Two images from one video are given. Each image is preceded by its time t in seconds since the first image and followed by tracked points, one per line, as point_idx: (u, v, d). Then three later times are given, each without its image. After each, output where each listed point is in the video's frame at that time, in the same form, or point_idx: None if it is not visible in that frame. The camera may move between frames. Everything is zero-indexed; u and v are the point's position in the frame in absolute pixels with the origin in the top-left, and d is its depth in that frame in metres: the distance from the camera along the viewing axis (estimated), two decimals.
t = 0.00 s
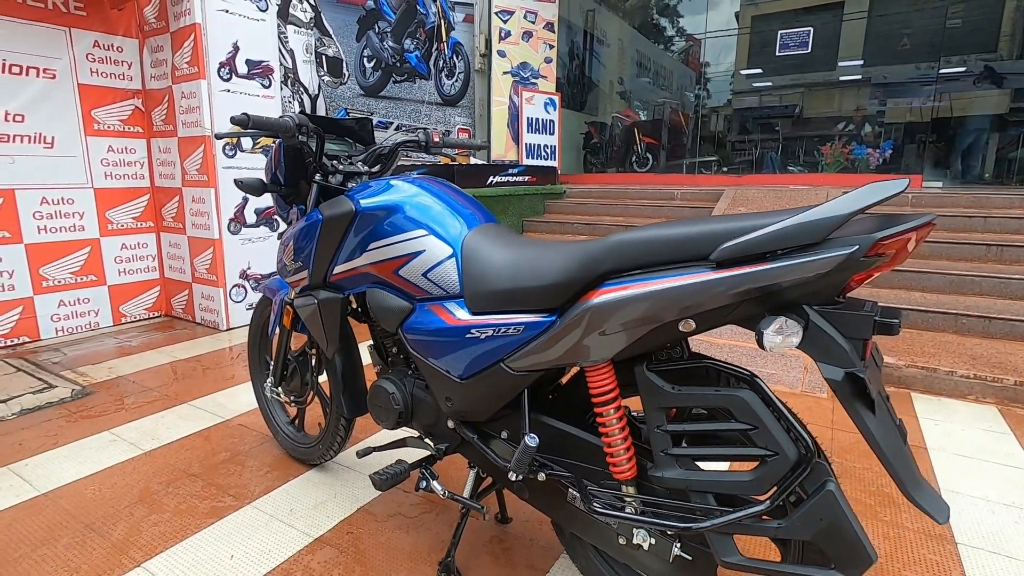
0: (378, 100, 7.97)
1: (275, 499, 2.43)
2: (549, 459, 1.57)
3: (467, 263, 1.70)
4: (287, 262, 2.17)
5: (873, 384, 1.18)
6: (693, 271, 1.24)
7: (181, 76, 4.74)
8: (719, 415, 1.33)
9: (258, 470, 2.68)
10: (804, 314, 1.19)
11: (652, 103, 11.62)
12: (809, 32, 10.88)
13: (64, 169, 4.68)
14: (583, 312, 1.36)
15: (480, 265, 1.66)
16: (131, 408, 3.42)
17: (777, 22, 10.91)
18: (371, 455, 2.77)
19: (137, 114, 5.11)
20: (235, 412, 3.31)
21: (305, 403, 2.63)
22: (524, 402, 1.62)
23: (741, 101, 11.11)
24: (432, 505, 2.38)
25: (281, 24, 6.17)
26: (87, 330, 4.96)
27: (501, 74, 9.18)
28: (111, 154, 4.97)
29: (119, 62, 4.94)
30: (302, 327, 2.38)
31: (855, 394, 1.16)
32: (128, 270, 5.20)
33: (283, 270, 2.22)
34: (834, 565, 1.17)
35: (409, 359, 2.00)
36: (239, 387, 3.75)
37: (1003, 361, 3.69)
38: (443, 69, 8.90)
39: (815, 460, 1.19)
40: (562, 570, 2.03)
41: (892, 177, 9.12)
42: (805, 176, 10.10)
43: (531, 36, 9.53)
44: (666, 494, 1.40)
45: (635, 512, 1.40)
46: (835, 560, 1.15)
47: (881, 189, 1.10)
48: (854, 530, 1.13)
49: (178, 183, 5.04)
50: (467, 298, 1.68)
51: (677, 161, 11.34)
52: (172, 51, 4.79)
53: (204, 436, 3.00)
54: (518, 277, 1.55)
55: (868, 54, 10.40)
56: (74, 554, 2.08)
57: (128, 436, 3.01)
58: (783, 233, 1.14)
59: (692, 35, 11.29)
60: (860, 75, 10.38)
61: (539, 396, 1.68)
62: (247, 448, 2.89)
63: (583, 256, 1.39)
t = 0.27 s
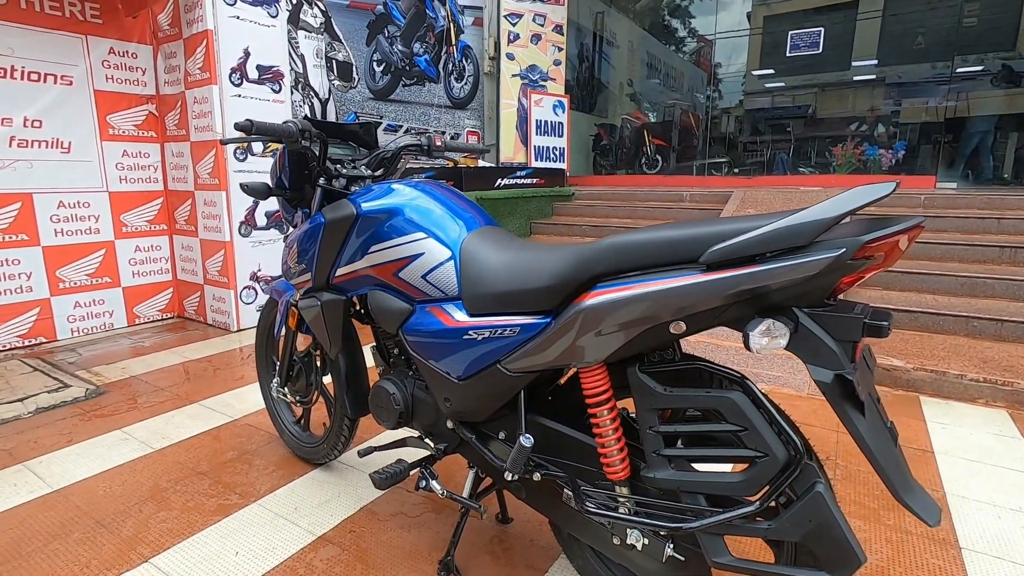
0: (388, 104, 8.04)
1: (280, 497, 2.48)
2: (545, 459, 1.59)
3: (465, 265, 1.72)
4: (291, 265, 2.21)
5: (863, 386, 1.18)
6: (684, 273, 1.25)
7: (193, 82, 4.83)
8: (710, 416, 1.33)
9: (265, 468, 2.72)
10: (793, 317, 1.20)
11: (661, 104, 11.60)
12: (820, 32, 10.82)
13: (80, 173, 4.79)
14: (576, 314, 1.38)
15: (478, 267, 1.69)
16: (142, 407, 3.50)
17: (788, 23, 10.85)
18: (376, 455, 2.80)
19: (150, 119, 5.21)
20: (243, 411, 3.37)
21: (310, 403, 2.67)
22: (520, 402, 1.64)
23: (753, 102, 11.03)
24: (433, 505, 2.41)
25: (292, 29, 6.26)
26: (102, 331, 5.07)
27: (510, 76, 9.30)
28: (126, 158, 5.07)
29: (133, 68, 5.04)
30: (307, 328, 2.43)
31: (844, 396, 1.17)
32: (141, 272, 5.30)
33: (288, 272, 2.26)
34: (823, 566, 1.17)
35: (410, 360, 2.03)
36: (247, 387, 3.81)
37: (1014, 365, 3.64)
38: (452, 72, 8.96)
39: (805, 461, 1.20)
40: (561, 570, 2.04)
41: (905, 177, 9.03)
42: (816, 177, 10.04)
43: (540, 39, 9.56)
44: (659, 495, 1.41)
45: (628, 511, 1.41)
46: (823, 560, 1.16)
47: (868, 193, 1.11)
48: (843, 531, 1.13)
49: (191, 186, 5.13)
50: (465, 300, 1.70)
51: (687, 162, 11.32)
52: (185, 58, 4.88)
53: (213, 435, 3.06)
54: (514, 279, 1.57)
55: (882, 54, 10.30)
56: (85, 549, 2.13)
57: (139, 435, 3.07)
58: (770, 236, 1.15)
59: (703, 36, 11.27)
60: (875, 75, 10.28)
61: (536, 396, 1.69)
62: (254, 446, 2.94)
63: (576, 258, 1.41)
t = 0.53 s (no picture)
0: (392, 105, 8.07)
1: (275, 496, 2.49)
2: (529, 459, 1.59)
3: (452, 265, 1.72)
4: (284, 265, 2.22)
5: (842, 386, 1.17)
6: (662, 273, 1.25)
7: (197, 84, 4.87)
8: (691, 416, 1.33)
9: (262, 468, 2.74)
10: (772, 317, 1.19)
11: (667, 103, 11.54)
12: (825, 29, 10.77)
13: (86, 176, 4.85)
14: (557, 314, 1.38)
15: (464, 268, 1.69)
16: (144, 406, 3.53)
17: (796, 20, 10.78)
18: (372, 455, 2.81)
19: (155, 122, 5.27)
20: (243, 411, 3.40)
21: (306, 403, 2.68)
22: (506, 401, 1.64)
23: (761, 101, 10.94)
24: (426, 505, 2.41)
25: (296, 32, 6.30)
26: (108, 331, 5.13)
27: (514, 77, 9.31)
28: (131, 161, 5.13)
29: (139, 71, 5.10)
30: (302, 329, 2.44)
31: (823, 397, 1.16)
32: (147, 273, 5.36)
33: (281, 273, 2.28)
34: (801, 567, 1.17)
35: (400, 360, 2.04)
36: (248, 387, 3.84)
37: (1020, 365, 3.59)
38: (456, 73, 8.98)
39: (784, 462, 1.19)
40: (551, 571, 2.04)
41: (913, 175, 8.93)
42: (823, 176, 9.95)
43: (544, 39, 9.56)
44: (641, 496, 1.41)
45: (610, 512, 1.40)
46: (802, 562, 1.15)
47: (845, 191, 1.10)
48: (820, 532, 1.12)
49: (195, 188, 5.18)
50: (451, 301, 1.70)
51: (692, 161, 11.27)
52: (189, 61, 4.92)
53: (212, 435, 3.09)
54: (499, 279, 1.57)
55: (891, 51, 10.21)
56: (81, 547, 2.16)
57: (140, 434, 3.11)
58: (746, 235, 1.14)
59: (711, 34, 11.22)
60: (885, 72, 10.19)
61: (522, 396, 1.70)
62: (252, 446, 2.96)
63: (558, 258, 1.41)
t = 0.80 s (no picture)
0: (397, 106, 8.09)
1: (265, 497, 2.49)
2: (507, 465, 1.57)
3: (431, 268, 1.71)
4: (271, 267, 2.22)
5: (818, 395, 1.14)
6: (633, 278, 1.22)
7: (200, 87, 4.90)
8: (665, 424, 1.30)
9: (253, 469, 2.75)
10: (745, 323, 1.16)
11: (674, 103, 11.49)
12: (836, 27, 10.61)
13: (91, 177, 4.91)
14: (531, 318, 1.35)
15: (442, 271, 1.67)
16: (142, 406, 3.56)
17: (807, 19, 10.64)
18: (363, 458, 2.80)
19: (160, 123, 5.31)
20: (238, 412, 3.41)
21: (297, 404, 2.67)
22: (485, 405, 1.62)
23: (773, 101, 10.81)
24: (414, 509, 2.40)
25: (301, 33, 6.36)
26: (113, 331, 5.19)
27: (519, 77, 9.30)
28: (136, 162, 5.18)
29: (144, 74, 5.15)
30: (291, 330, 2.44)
31: (797, 406, 1.12)
32: (152, 273, 5.41)
33: (268, 275, 2.28)
34: None
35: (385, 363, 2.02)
36: (245, 388, 3.85)
37: None
38: (462, 74, 8.98)
39: (757, 473, 1.16)
40: None
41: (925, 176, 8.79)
42: (832, 176, 9.83)
43: (550, 39, 9.53)
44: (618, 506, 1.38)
45: (585, 521, 1.38)
46: None
47: (818, 195, 1.07)
48: (793, 545, 1.09)
49: (198, 189, 5.22)
50: (431, 304, 1.68)
51: (701, 162, 11.19)
52: (192, 63, 4.96)
53: (206, 435, 3.10)
54: (476, 283, 1.55)
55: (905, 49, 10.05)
56: (70, 547, 2.17)
57: (136, 434, 3.13)
58: (717, 239, 1.11)
59: (722, 33, 11.11)
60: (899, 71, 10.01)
61: (502, 401, 1.67)
62: (245, 447, 2.96)
63: (532, 262, 1.39)
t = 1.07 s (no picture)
0: (406, 106, 8.11)
1: (256, 497, 2.50)
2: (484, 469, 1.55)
3: (412, 269, 1.69)
4: (261, 268, 2.22)
5: (792, 406, 1.10)
6: (604, 282, 1.19)
7: (208, 87, 4.95)
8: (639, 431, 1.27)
9: (247, 467, 2.76)
10: (718, 329, 1.12)
11: (686, 103, 11.38)
12: (851, 26, 10.34)
13: (102, 176, 4.98)
14: (504, 321, 1.33)
15: (423, 272, 1.66)
16: (144, 403, 3.60)
17: (824, 18, 10.46)
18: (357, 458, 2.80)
19: (170, 123, 5.37)
20: (237, 410, 3.43)
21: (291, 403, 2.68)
22: (464, 408, 1.60)
23: (790, 101, 10.60)
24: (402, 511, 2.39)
25: (310, 34, 6.46)
26: (122, 328, 5.26)
27: (529, 77, 9.29)
28: (146, 161, 5.25)
29: (154, 74, 5.22)
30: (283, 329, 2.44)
31: (769, 416, 1.08)
32: (160, 271, 5.47)
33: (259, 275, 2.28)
34: None
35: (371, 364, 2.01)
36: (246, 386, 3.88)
37: None
38: (471, 74, 8.98)
39: (728, 484, 1.13)
40: None
41: (943, 177, 8.61)
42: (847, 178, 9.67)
43: (561, 39, 9.50)
44: (593, 515, 1.35)
45: (558, 528, 1.36)
46: None
47: (789, 198, 1.04)
48: (762, 560, 1.06)
49: (206, 188, 5.27)
50: (412, 306, 1.67)
51: (713, 163, 11.09)
52: (201, 63, 5.01)
53: (204, 433, 3.12)
54: (454, 285, 1.54)
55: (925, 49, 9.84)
56: (62, 542, 2.20)
57: (134, 431, 3.16)
58: (687, 243, 1.08)
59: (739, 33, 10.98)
60: (920, 71, 9.77)
61: (482, 405, 1.65)
62: (240, 445, 2.98)
63: (507, 265, 1.37)
